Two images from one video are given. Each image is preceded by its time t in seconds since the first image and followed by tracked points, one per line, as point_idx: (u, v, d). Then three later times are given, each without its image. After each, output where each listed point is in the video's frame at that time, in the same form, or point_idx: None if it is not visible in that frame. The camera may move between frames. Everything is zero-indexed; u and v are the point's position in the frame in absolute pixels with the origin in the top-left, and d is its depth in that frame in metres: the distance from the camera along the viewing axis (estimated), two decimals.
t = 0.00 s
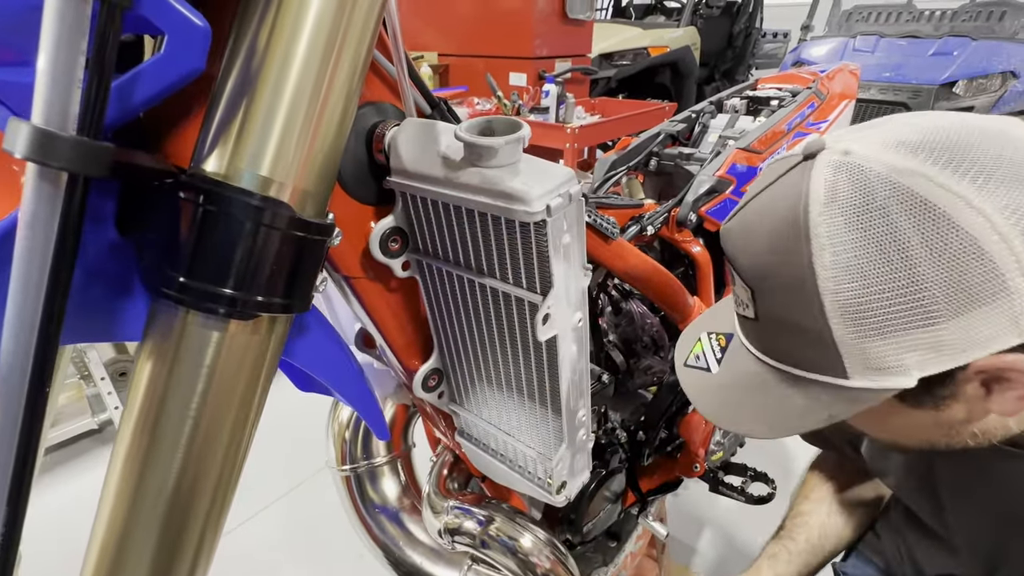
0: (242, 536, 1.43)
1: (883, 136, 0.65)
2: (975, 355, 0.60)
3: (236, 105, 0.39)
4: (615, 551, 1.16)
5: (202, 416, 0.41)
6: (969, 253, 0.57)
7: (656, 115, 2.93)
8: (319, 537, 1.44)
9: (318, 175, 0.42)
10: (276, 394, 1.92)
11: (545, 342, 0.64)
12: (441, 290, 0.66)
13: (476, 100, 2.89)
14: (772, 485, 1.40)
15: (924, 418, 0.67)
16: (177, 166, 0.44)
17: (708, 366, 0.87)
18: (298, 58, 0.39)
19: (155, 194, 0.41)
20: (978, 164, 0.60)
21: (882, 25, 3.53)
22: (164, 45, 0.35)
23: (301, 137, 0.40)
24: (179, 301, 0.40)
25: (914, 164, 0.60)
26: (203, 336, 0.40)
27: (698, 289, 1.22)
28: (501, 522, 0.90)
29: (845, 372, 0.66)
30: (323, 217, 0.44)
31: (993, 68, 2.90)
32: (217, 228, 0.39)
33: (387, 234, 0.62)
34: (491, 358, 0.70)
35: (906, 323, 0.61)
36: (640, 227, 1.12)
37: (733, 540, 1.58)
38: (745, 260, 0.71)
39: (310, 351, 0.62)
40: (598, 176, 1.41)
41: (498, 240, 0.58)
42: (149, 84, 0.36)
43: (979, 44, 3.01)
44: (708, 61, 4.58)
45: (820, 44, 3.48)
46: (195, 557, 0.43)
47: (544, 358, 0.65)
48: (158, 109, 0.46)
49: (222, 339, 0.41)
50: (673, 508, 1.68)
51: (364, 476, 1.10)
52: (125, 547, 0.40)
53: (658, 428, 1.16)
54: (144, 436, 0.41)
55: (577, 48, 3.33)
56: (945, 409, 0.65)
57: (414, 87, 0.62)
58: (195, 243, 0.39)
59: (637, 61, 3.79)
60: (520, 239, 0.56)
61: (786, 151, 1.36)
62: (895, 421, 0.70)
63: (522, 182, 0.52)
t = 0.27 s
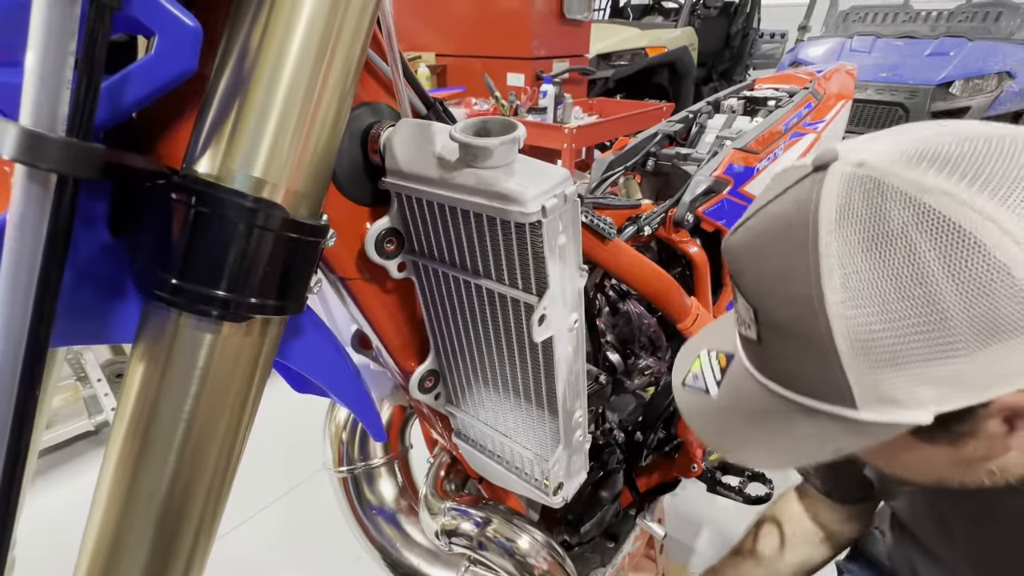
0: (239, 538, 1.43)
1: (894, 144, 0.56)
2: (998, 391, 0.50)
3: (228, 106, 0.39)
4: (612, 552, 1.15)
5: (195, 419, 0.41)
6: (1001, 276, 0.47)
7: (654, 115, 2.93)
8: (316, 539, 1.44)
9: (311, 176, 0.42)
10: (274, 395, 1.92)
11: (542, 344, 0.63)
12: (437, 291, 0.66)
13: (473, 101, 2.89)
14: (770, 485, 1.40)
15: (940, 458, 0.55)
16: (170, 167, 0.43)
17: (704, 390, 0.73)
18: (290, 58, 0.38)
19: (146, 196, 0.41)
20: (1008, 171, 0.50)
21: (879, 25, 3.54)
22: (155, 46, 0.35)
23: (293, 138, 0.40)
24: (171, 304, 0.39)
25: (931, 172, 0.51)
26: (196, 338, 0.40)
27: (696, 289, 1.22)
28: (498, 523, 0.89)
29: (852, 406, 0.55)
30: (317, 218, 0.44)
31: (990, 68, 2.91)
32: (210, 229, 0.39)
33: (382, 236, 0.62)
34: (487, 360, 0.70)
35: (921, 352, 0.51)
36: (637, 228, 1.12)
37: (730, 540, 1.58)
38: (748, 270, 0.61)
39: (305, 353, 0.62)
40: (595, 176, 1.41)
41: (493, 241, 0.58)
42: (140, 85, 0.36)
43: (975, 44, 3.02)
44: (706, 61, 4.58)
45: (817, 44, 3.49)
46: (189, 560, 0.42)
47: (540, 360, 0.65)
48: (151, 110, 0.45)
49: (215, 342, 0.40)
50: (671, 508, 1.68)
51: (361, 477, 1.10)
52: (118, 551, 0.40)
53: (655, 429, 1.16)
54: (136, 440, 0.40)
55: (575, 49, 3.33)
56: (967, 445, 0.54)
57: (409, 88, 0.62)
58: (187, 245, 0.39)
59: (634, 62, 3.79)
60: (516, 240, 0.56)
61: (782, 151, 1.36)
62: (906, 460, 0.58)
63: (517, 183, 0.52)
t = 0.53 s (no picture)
0: (239, 539, 1.43)
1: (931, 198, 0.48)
2: None
3: (236, 110, 0.39)
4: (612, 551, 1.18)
5: (202, 419, 0.41)
6: None
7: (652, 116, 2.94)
8: (317, 539, 1.44)
9: (316, 179, 0.42)
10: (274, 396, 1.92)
11: (543, 344, 0.64)
12: (440, 292, 0.67)
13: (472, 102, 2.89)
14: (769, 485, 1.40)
15: None
16: (177, 171, 0.44)
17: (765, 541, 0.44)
18: (296, 63, 0.39)
19: (153, 199, 0.41)
20: None
21: (875, 26, 3.56)
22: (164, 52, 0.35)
23: (299, 142, 0.40)
24: (179, 305, 0.40)
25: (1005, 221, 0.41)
26: (203, 339, 0.40)
27: (695, 289, 1.23)
28: (499, 523, 0.90)
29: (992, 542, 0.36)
30: (322, 221, 0.44)
31: (986, 69, 2.92)
32: (217, 232, 0.39)
33: (385, 237, 0.62)
34: (489, 360, 0.71)
35: None
36: (636, 229, 1.12)
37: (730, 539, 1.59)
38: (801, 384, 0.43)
39: (309, 354, 0.62)
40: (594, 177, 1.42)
41: (495, 242, 0.58)
42: (149, 91, 0.36)
43: (972, 46, 3.03)
44: (704, 62, 4.59)
45: (815, 44, 3.51)
46: (195, 560, 0.43)
47: (541, 360, 0.66)
48: (158, 115, 0.46)
49: (222, 343, 0.41)
50: (670, 507, 1.69)
51: (362, 478, 1.10)
52: (125, 550, 0.40)
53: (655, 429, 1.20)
54: (144, 439, 0.41)
55: (574, 49, 3.34)
56: None
57: (411, 90, 0.62)
58: (195, 248, 0.39)
59: (633, 62, 3.80)
60: (518, 241, 0.56)
61: (780, 153, 1.37)
62: None
63: (520, 185, 0.52)
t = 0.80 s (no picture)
0: (235, 540, 1.42)
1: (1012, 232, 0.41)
2: None
3: (221, 114, 0.39)
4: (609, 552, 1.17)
5: (189, 424, 0.41)
6: None
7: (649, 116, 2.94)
8: (313, 540, 1.44)
9: (302, 183, 0.42)
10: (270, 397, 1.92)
11: (534, 347, 0.64)
12: (431, 294, 0.67)
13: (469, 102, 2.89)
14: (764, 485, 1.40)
15: None
16: (163, 174, 0.44)
17: None
18: (281, 66, 0.39)
19: (138, 203, 0.41)
20: None
21: (872, 27, 3.56)
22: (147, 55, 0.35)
23: (285, 145, 0.40)
24: (165, 310, 0.40)
25: None
26: (189, 344, 0.40)
27: (689, 290, 1.23)
28: (493, 525, 0.90)
29: None
30: (310, 224, 0.44)
31: (982, 70, 2.93)
32: (202, 237, 0.39)
33: (376, 240, 0.62)
34: (481, 362, 0.71)
35: None
36: (630, 230, 1.12)
37: (725, 539, 1.59)
38: (929, 489, 0.32)
39: (299, 358, 0.62)
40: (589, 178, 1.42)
41: (485, 245, 0.58)
42: (133, 94, 0.36)
43: (967, 46, 3.04)
44: (701, 62, 4.60)
45: (811, 45, 3.51)
46: (183, 565, 0.43)
47: (532, 363, 0.66)
48: (144, 118, 0.46)
49: (208, 347, 0.41)
50: (666, 508, 1.69)
51: (357, 479, 1.10)
52: (111, 556, 0.40)
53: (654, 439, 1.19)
54: (130, 444, 0.41)
55: (571, 50, 3.34)
56: None
57: (401, 92, 0.62)
58: (180, 253, 0.39)
59: (630, 62, 3.80)
60: (508, 244, 0.56)
61: (775, 153, 1.37)
62: None
63: (509, 188, 0.52)
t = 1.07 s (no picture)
0: (234, 540, 1.42)
1: None
2: None
3: (222, 107, 0.39)
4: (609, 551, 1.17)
5: (189, 420, 0.41)
6: None
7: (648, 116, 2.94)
8: (312, 540, 1.44)
9: (304, 176, 0.42)
10: (269, 397, 1.91)
11: (537, 344, 0.64)
12: (432, 291, 0.66)
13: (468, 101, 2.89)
14: (764, 484, 1.40)
15: None
16: (164, 169, 0.43)
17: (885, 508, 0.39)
18: (283, 58, 0.38)
19: (138, 196, 0.41)
20: None
21: (870, 27, 3.57)
22: (147, 46, 0.34)
23: (286, 138, 0.40)
24: (165, 305, 0.39)
25: None
26: (190, 339, 0.40)
27: (690, 289, 1.23)
28: (494, 523, 0.90)
29: None
30: (311, 219, 0.44)
31: (980, 69, 2.94)
32: (203, 232, 0.39)
33: (377, 236, 0.62)
34: (482, 359, 0.70)
35: None
36: (631, 228, 1.12)
37: (726, 538, 1.59)
38: None
39: (299, 355, 0.61)
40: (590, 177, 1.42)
41: (487, 241, 0.58)
42: (132, 85, 0.35)
43: (965, 46, 3.05)
44: (700, 62, 4.61)
45: (810, 45, 3.52)
46: (183, 563, 0.42)
47: (534, 359, 0.65)
48: (144, 112, 0.45)
49: (209, 342, 0.40)
50: (667, 507, 1.69)
51: (357, 479, 1.10)
52: (110, 553, 0.40)
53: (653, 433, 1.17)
54: (130, 441, 0.40)
55: (570, 50, 3.34)
56: None
57: (403, 88, 0.62)
58: (180, 247, 0.39)
59: (629, 62, 3.80)
60: (510, 239, 0.56)
61: (775, 152, 1.37)
62: None
63: (511, 183, 0.52)
